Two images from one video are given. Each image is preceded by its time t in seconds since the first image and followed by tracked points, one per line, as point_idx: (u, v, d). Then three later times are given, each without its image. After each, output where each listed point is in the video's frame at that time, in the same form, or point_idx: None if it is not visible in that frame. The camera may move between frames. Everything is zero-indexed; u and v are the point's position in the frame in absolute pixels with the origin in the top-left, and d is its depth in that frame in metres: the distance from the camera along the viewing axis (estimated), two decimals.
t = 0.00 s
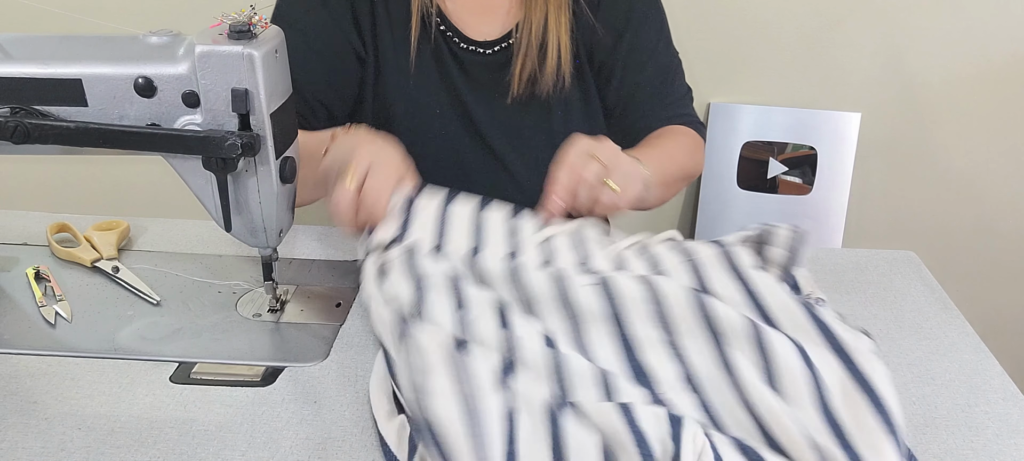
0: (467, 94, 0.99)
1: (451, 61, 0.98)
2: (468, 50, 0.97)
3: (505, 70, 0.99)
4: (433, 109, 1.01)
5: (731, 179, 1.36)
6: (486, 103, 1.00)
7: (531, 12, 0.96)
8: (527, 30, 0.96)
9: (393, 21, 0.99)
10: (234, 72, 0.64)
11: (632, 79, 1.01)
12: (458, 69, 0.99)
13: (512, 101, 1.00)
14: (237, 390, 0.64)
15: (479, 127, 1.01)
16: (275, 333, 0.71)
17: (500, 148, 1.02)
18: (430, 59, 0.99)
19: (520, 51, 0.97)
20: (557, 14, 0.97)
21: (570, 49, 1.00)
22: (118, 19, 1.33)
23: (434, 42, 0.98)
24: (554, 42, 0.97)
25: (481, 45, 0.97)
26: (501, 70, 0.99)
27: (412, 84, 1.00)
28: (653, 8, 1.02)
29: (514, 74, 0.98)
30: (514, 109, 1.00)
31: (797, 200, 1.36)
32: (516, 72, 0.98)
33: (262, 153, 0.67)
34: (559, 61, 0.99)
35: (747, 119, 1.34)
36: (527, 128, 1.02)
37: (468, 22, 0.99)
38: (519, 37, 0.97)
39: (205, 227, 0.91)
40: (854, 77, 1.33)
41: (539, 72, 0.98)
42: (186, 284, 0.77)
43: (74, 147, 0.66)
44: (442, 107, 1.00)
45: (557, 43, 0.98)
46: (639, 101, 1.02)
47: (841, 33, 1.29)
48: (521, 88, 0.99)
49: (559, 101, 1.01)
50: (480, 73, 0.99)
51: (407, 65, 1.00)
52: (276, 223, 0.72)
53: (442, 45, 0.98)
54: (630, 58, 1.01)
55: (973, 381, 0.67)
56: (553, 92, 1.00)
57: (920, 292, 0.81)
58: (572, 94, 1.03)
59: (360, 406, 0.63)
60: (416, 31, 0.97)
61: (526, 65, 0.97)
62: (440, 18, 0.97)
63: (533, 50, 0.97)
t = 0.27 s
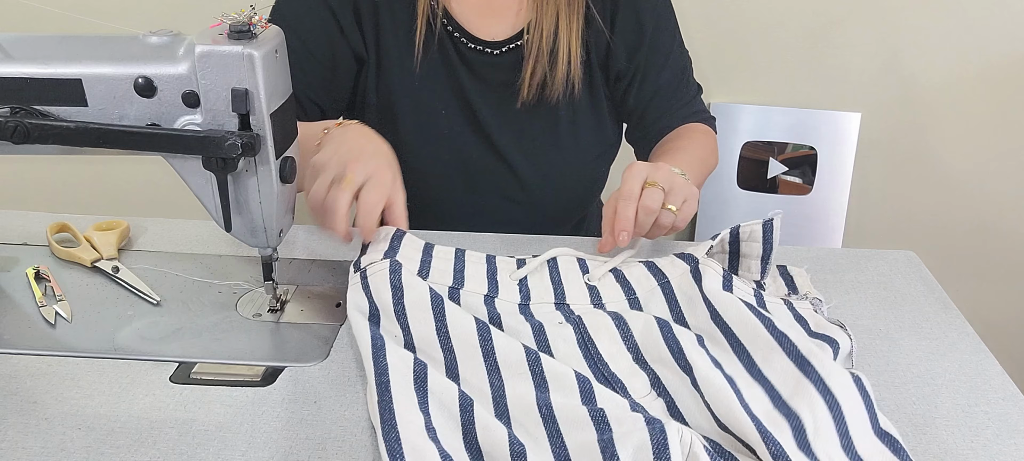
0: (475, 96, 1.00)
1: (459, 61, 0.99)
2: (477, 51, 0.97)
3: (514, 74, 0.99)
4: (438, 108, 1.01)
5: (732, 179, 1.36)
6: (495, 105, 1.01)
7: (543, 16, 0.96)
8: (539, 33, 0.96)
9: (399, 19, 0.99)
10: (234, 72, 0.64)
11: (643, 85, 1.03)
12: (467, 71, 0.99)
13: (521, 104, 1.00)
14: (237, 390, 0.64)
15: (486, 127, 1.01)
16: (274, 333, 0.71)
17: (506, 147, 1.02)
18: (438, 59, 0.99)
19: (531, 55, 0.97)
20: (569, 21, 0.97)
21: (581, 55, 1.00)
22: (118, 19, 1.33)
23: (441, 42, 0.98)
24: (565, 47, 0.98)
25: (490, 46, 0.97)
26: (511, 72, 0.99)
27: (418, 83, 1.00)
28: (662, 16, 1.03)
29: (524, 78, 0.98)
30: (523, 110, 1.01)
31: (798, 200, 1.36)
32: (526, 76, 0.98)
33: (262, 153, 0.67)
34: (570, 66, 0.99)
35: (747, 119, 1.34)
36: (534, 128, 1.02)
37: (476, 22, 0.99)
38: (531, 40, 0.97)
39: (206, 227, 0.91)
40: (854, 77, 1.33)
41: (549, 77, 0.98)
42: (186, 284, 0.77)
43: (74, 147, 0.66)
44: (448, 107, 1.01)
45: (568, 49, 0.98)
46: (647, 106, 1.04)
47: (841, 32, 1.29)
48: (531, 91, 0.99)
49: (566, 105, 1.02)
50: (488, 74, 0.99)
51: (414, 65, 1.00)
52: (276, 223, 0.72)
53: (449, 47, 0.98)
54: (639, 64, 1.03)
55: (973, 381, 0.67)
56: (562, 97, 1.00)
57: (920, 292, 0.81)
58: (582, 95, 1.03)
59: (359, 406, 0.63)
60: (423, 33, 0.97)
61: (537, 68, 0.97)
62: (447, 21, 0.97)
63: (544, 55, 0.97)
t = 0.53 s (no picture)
0: (479, 96, 1.00)
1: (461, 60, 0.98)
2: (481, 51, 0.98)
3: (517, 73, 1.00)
4: (440, 107, 1.01)
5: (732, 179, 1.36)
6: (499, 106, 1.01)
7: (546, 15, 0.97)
8: (542, 32, 0.98)
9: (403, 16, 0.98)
10: (234, 72, 0.64)
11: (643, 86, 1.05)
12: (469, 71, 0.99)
13: (524, 103, 1.00)
14: (237, 390, 0.64)
15: (489, 127, 1.01)
16: (274, 333, 0.71)
17: (508, 147, 1.02)
18: (440, 59, 0.99)
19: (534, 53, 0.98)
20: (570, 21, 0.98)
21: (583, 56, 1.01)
22: (118, 19, 1.33)
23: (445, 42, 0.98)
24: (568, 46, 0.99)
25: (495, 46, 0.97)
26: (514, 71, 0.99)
27: (421, 83, 1.00)
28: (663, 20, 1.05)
29: (528, 77, 0.99)
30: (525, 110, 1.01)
31: (797, 200, 1.36)
32: (530, 75, 0.99)
33: (262, 153, 0.67)
34: (573, 65, 1.00)
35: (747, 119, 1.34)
36: (535, 128, 1.02)
37: (480, 20, 0.99)
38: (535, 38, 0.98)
39: (206, 227, 0.91)
40: (854, 77, 1.33)
41: (552, 76, 0.99)
42: (186, 284, 0.77)
43: (74, 147, 0.66)
44: (450, 106, 1.01)
45: (569, 49, 0.99)
46: (649, 109, 1.05)
47: (841, 32, 1.29)
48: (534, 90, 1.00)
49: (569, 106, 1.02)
50: (492, 74, 0.99)
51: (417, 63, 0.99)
52: (276, 223, 0.72)
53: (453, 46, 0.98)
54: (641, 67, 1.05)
55: (973, 381, 0.67)
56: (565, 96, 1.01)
57: (920, 292, 0.81)
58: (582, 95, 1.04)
59: (359, 407, 0.63)
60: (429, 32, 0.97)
61: (541, 67, 0.98)
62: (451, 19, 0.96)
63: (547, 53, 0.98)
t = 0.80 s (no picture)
0: (533, 103, 0.99)
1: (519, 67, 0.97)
2: (537, 59, 0.97)
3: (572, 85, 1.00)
4: (495, 108, 0.99)
5: (731, 179, 1.36)
6: (546, 113, 1.00)
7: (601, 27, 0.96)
8: (597, 43, 0.96)
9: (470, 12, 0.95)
10: (235, 73, 0.64)
11: (673, 95, 1.02)
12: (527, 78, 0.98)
13: (576, 116, 1.00)
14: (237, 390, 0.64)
15: (540, 133, 1.01)
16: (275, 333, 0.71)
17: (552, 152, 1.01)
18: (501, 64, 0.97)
19: (589, 66, 0.97)
20: (627, 33, 0.97)
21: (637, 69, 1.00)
22: (118, 19, 1.33)
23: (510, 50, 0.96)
24: (621, 60, 0.97)
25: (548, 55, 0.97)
26: (566, 82, 0.99)
27: (478, 84, 0.97)
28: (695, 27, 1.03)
29: (580, 91, 0.99)
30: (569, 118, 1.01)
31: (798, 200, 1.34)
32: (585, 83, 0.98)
33: (262, 153, 0.67)
34: (625, 79, 0.99)
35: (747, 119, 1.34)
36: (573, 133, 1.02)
37: (537, 28, 0.98)
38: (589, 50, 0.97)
39: (206, 227, 0.91)
40: (853, 77, 1.33)
41: (605, 90, 0.98)
42: (186, 284, 0.77)
43: (74, 147, 0.66)
44: (506, 109, 0.99)
45: (624, 61, 0.98)
46: (672, 117, 1.02)
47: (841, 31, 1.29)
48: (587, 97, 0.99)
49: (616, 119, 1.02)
50: (543, 83, 0.99)
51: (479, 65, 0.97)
52: (276, 223, 0.72)
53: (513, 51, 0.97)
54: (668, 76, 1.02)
55: (973, 381, 0.67)
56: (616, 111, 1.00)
57: (920, 291, 0.81)
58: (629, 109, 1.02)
59: (358, 406, 0.63)
60: (496, 38, 0.95)
61: (594, 81, 0.98)
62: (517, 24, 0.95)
63: (602, 67, 0.97)
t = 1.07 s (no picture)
0: (532, 111, 0.97)
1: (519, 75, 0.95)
2: (539, 67, 0.94)
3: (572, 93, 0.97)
4: (493, 113, 0.96)
5: (732, 179, 1.36)
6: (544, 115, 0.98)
7: (604, 36, 0.94)
8: (602, 52, 0.94)
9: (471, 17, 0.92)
10: (234, 73, 0.64)
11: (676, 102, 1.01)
12: (525, 84, 0.95)
13: (577, 125, 0.98)
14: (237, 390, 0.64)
15: (537, 139, 0.98)
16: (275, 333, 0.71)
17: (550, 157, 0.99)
18: (501, 71, 0.94)
19: (591, 75, 0.95)
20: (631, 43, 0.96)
21: (640, 79, 0.98)
22: (118, 19, 1.33)
23: (510, 56, 0.93)
24: (625, 70, 0.96)
25: (550, 63, 0.94)
26: (566, 90, 0.97)
27: (477, 89, 0.95)
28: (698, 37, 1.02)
29: (582, 99, 0.97)
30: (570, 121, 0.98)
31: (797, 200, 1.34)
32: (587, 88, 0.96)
33: (262, 153, 0.67)
34: (628, 89, 0.98)
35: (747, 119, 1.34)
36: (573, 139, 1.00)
37: (536, 34, 0.95)
38: (594, 59, 0.94)
39: (206, 227, 0.91)
40: (853, 77, 1.33)
41: (607, 99, 0.97)
42: (186, 284, 0.77)
43: (74, 147, 0.66)
44: (504, 114, 0.96)
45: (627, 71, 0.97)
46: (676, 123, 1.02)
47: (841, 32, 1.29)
48: (589, 102, 0.96)
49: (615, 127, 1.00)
50: (544, 91, 0.96)
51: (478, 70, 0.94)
52: (276, 223, 0.72)
53: (511, 56, 0.93)
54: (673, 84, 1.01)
55: (973, 381, 0.67)
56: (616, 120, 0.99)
57: (920, 292, 0.81)
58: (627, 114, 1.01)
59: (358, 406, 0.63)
60: (496, 44, 0.92)
61: (597, 91, 0.95)
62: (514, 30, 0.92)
63: (604, 76, 0.95)
